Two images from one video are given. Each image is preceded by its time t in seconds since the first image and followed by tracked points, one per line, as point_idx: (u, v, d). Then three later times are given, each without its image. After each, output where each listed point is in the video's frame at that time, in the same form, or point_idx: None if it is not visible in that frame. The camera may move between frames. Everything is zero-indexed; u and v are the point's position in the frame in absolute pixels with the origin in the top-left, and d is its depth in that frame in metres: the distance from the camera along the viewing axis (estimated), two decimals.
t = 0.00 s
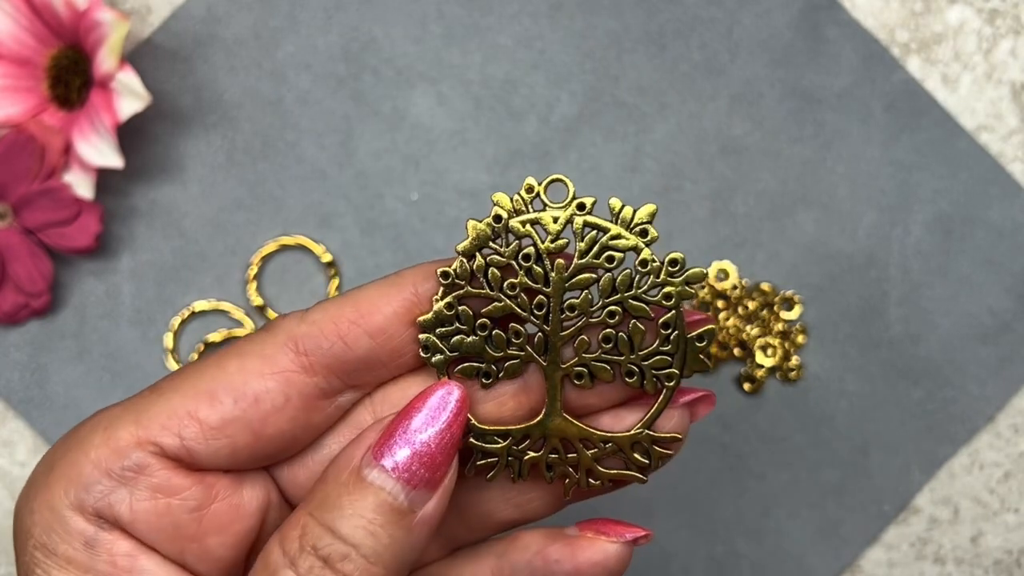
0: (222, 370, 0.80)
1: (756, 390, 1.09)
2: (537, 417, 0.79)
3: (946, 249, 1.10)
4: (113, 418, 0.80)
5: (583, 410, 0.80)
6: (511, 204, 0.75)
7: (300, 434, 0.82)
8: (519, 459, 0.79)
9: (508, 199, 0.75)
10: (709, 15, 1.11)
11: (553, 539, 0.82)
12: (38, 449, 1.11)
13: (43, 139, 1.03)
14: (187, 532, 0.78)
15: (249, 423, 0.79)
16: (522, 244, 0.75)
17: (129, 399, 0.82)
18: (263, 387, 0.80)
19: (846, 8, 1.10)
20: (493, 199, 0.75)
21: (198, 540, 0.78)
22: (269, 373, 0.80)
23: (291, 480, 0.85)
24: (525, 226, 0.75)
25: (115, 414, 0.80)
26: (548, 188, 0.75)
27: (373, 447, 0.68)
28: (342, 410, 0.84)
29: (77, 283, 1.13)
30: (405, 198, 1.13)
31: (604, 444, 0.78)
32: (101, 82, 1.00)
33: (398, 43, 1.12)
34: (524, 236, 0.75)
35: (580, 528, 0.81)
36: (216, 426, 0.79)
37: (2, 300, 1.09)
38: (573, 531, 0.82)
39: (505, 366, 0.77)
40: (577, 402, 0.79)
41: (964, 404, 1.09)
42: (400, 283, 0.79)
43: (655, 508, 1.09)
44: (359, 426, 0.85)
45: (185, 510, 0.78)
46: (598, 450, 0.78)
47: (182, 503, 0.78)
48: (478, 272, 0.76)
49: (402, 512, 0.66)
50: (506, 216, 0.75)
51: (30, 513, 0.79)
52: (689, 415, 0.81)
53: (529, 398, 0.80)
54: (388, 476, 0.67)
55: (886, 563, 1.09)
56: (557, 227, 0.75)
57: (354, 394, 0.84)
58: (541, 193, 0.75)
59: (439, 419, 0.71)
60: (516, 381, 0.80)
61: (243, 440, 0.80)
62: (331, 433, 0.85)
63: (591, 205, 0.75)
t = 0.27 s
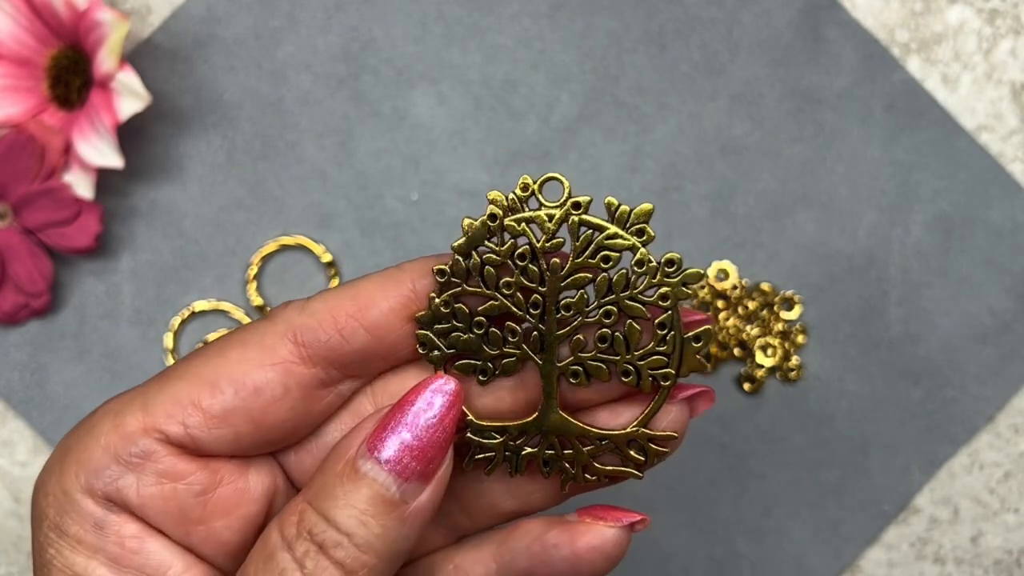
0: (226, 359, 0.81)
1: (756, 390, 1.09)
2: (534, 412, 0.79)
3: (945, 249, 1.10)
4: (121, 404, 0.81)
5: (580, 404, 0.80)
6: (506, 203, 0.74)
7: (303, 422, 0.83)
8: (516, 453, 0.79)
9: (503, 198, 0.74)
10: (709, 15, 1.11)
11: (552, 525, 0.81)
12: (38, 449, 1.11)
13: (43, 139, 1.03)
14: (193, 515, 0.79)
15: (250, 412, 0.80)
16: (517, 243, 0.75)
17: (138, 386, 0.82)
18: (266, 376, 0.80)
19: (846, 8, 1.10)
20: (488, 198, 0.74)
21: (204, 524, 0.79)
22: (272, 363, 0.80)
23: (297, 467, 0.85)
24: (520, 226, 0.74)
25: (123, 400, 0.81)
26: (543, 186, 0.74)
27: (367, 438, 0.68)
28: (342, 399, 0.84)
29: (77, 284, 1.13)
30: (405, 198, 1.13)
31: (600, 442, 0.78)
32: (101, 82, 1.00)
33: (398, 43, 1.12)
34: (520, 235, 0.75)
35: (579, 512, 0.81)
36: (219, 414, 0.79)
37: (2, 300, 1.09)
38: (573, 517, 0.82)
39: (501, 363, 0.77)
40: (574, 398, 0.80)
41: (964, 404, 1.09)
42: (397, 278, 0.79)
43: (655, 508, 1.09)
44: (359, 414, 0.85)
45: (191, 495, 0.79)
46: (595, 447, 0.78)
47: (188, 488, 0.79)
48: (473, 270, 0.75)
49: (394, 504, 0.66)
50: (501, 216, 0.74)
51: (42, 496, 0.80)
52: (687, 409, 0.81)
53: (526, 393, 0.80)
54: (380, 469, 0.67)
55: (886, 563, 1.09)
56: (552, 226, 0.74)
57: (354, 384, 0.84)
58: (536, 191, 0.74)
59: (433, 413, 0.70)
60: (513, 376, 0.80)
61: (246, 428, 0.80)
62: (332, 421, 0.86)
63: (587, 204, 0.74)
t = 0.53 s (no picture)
0: (211, 380, 0.78)
1: (756, 390, 1.09)
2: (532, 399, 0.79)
3: (946, 249, 1.10)
4: (102, 436, 0.77)
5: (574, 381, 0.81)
6: (500, 200, 0.73)
7: (297, 434, 0.82)
8: (517, 437, 0.78)
9: (496, 195, 0.73)
10: (709, 15, 1.11)
11: (546, 485, 0.83)
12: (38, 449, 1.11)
13: (43, 139, 1.03)
14: (196, 541, 0.78)
15: (247, 433, 0.78)
16: (513, 239, 0.74)
17: (114, 413, 0.79)
18: (258, 395, 0.78)
19: (846, 8, 1.10)
20: (481, 197, 0.73)
21: (205, 548, 0.79)
22: (263, 381, 0.78)
23: (287, 474, 0.85)
24: (515, 222, 0.73)
25: (103, 431, 0.78)
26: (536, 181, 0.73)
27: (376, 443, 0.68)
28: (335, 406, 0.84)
29: (77, 284, 1.13)
30: (405, 198, 1.13)
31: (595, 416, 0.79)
32: (101, 82, 1.00)
33: (398, 43, 1.12)
34: (515, 230, 0.74)
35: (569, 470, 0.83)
36: (214, 438, 0.77)
37: (2, 300, 1.09)
38: (562, 474, 0.83)
39: (501, 356, 0.77)
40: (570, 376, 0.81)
41: (964, 404, 1.09)
42: (389, 280, 0.78)
43: (655, 508, 1.09)
44: (354, 418, 0.86)
45: (191, 522, 0.78)
46: (591, 421, 0.79)
47: (188, 517, 0.78)
48: (469, 269, 0.74)
49: (412, 504, 0.67)
50: (496, 212, 0.73)
51: (26, 539, 0.77)
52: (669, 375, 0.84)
53: (522, 379, 0.80)
54: (394, 472, 0.67)
55: (886, 563, 1.09)
56: (548, 220, 0.74)
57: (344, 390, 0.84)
58: (529, 187, 0.73)
59: (437, 407, 0.70)
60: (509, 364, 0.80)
61: (243, 450, 0.79)
62: (325, 428, 0.86)
63: (580, 196, 0.73)
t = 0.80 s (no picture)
0: (192, 392, 0.76)
1: (756, 390, 1.09)
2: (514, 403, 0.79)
3: (946, 249, 1.10)
4: (74, 452, 0.74)
5: (556, 386, 0.81)
6: (480, 200, 0.74)
7: (278, 447, 0.81)
8: (502, 442, 0.78)
9: (476, 195, 0.74)
10: (709, 15, 1.11)
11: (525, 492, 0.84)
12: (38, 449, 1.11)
13: (43, 139, 1.03)
14: (172, 561, 0.75)
15: (229, 446, 0.77)
16: (494, 238, 0.75)
17: (87, 429, 0.76)
18: (241, 407, 0.77)
19: (846, 8, 1.10)
20: (461, 196, 0.74)
21: (181, 567, 0.76)
22: (246, 392, 0.78)
23: (263, 490, 0.84)
24: (495, 221, 0.74)
25: (75, 447, 0.75)
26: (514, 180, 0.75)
27: (367, 452, 0.68)
28: (316, 419, 0.84)
29: (77, 284, 1.13)
30: (405, 198, 1.13)
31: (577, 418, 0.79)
32: (101, 82, 1.00)
33: (398, 43, 1.12)
34: (495, 230, 0.75)
35: (547, 475, 0.84)
36: (196, 452, 0.75)
37: (2, 300, 1.09)
38: (540, 480, 0.85)
39: (484, 358, 0.77)
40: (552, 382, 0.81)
41: (964, 404, 1.09)
42: (373, 288, 0.79)
43: (655, 508, 1.09)
44: (334, 432, 0.86)
45: (169, 541, 0.75)
46: (575, 423, 0.79)
47: (166, 534, 0.75)
48: (451, 270, 0.75)
49: (404, 513, 0.67)
50: (477, 212, 0.74)
51: None
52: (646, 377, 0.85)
53: (505, 383, 0.81)
54: (387, 481, 0.67)
55: (886, 564, 1.09)
56: (527, 218, 0.75)
57: (326, 402, 0.84)
58: (508, 186, 0.74)
59: (430, 413, 0.71)
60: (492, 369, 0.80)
61: (225, 464, 0.77)
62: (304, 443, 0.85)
63: (558, 194, 0.75)
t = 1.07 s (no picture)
0: (204, 379, 0.78)
1: (756, 390, 1.09)
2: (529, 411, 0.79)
3: (946, 249, 1.10)
4: (94, 433, 0.77)
5: (573, 398, 0.82)
6: (497, 207, 0.74)
7: (291, 439, 0.82)
8: (513, 450, 0.79)
9: (493, 202, 0.74)
10: (709, 15, 1.11)
11: (543, 505, 0.83)
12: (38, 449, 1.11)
13: (43, 139, 1.03)
14: (182, 543, 0.78)
15: (239, 435, 0.78)
16: (510, 246, 0.75)
17: (107, 413, 0.79)
18: (251, 397, 0.79)
19: (846, 8, 1.10)
20: (478, 202, 0.74)
21: (192, 550, 0.78)
22: (257, 383, 0.79)
23: (279, 481, 0.85)
24: (512, 229, 0.74)
25: (95, 429, 0.78)
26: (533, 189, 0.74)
27: (373, 449, 0.69)
28: (329, 413, 0.84)
29: (77, 284, 1.13)
30: (405, 198, 1.13)
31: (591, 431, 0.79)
32: (101, 82, 1.00)
33: (398, 43, 1.12)
34: (512, 237, 0.75)
35: (567, 489, 0.83)
36: (206, 439, 0.77)
37: (2, 300, 1.09)
38: (560, 494, 0.84)
39: (497, 365, 0.77)
40: (568, 393, 0.81)
41: (964, 404, 1.09)
42: (387, 286, 0.79)
43: (655, 508, 1.09)
44: (348, 426, 0.86)
45: (179, 523, 0.77)
46: (589, 436, 0.79)
47: (175, 517, 0.77)
48: (466, 275, 0.75)
49: (406, 511, 0.67)
50: (492, 219, 0.74)
51: (10, 537, 0.76)
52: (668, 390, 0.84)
53: (519, 392, 0.81)
54: (390, 478, 0.67)
55: (886, 564, 1.09)
56: (545, 227, 0.74)
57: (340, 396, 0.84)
58: (526, 194, 0.74)
59: (441, 415, 0.72)
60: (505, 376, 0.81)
61: (235, 452, 0.79)
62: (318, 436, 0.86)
63: (578, 204, 0.74)
